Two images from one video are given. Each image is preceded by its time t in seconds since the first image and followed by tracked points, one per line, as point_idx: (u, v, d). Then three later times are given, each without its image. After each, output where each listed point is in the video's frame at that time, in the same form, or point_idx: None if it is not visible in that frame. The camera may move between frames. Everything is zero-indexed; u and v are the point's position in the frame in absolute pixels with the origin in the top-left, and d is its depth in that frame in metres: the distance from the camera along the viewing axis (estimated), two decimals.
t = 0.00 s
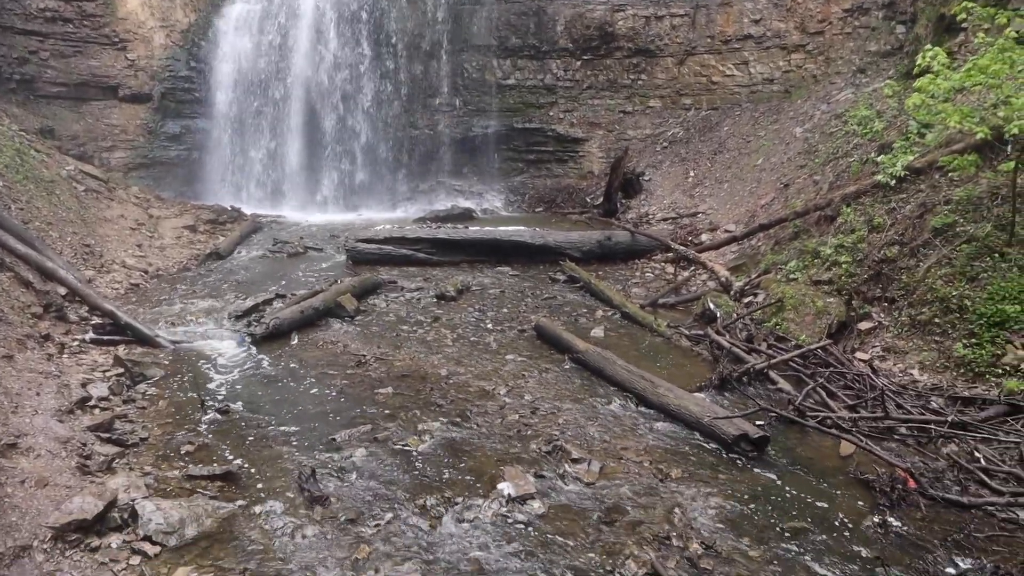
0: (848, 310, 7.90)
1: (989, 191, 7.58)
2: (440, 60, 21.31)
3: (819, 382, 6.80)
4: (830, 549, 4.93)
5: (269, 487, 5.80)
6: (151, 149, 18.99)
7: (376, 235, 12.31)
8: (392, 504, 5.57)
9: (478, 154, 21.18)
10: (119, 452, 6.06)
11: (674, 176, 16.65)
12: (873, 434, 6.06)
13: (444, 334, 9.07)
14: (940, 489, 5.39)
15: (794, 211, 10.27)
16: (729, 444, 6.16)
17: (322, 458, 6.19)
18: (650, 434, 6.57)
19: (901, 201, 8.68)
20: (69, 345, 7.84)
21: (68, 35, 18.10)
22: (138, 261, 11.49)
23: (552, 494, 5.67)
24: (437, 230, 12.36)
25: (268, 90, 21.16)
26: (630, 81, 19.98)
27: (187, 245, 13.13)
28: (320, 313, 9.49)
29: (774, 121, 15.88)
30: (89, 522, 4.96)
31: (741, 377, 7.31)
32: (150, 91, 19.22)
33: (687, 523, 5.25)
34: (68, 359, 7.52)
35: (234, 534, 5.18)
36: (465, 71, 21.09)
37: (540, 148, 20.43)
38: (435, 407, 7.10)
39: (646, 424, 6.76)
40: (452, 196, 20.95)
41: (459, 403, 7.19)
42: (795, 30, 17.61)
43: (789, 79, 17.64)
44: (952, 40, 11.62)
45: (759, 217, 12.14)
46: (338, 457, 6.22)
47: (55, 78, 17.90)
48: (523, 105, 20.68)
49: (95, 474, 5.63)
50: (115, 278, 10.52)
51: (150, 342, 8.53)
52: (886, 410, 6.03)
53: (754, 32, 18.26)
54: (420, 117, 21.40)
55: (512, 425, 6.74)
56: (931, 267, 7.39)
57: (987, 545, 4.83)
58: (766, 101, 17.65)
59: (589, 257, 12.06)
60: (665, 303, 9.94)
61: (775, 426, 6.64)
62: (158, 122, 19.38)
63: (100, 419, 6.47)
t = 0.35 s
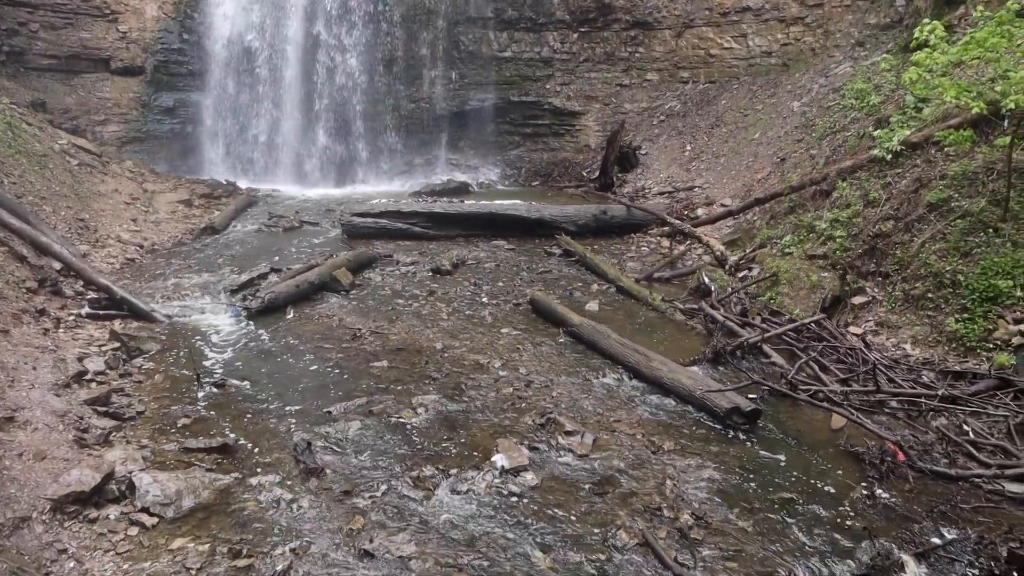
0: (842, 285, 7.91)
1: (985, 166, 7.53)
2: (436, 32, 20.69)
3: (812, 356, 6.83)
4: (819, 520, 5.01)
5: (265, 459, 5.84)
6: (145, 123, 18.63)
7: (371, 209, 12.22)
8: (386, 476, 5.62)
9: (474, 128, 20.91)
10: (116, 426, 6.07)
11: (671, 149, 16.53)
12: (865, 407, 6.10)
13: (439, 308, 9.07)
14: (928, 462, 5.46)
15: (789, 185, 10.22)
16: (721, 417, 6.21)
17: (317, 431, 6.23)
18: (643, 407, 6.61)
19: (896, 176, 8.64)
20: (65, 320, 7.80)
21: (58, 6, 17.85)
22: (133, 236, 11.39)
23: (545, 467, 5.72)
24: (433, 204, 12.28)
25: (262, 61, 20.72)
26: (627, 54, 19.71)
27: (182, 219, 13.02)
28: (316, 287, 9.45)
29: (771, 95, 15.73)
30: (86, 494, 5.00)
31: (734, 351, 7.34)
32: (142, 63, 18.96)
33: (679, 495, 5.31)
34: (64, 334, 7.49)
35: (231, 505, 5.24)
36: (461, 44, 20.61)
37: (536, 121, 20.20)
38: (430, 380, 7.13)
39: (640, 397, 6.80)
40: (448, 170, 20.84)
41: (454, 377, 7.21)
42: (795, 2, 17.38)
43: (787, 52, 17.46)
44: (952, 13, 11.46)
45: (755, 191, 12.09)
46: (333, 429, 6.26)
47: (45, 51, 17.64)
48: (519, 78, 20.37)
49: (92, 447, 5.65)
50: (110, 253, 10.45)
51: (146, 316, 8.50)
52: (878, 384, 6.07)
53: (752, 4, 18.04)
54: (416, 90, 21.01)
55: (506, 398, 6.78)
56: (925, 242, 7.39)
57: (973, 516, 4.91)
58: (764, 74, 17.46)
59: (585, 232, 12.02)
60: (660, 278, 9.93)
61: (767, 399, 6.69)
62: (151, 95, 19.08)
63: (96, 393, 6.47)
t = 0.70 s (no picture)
0: (837, 260, 7.91)
1: (983, 141, 7.47)
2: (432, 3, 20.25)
3: (807, 331, 6.85)
4: (810, 492, 5.08)
5: (261, 431, 5.87)
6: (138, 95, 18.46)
7: (367, 182, 12.11)
8: (382, 448, 5.66)
9: (470, 102, 20.57)
10: (113, 399, 6.09)
11: (669, 123, 16.37)
12: (858, 381, 6.14)
13: (435, 282, 9.04)
14: (920, 435, 5.51)
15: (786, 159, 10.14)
16: (715, 391, 6.24)
17: (313, 404, 6.24)
18: (638, 381, 6.63)
19: (894, 150, 8.58)
20: (61, 294, 7.76)
21: None
22: (128, 210, 11.30)
23: (540, 439, 5.77)
24: (429, 178, 12.17)
25: (256, 31, 20.28)
26: (625, 27, 19.39)
27: (177, 193, 12.90)
28: (312, 261, 9.40)
29: (770, 68, 15.54)
30: (84, 467, 5.03)
31: (729, 325, 7.35)
32: (134, 35, 18.78)
33: (672, 467, 5.37)
34: (60, 308, 7.45)
35: (229, 477, 5.28)
36: (457, 16, 20.15)
37: (533, 94, 19.91)
38: (426, 354, 7.14)
39: (634, 370, 6.83)
40: (444, 143, 20.72)
41: (450, 350, 7.22)
42: None
43: (786, 25, 17.30)
44: None
45: (752, 165, 12.01)
46: (328, 402, 6.27)
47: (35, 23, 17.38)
48: (516, 51, 19.97)
49: (89, 420, 5.67)
50: (105, 227, 10.37)
51: (142, 290, 8.46)
52: (871, 358, 6.10)
53: None
54: (411, 63, 20.61)
55: (502, 371, 6.80)
56: (921, 217, 7.37)
57: (961, 488, 4.98)
58: (763, 48, 17.26)
59: (582, 206, 11.95)
60: (656, 252, 9.92)
61: (762, 373, 6.72)
62: (144, 67, 18.90)
63: (93, 367, 6.47)
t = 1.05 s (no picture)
0: (834, 234, 7.87)
1: (983, 115, 7.39)
2: None
3: (803, 305, 6.83)
4: (804, 465, 5.12)
5: (258, 406, 5.87)
6: (130, 68, 18.19)
7: (363, 155, 11.97)
8: (377, 422, 5.67)
9: (466, 75, 20.22)
10: (109, 373, 6.08)
11: (667, 96, 16.16)
12: (853, 355, 6.14)
13: (431, 256, 8.98)
14: (914, 409, 5.54)
15: (784, 133, 10.02)
16: (711, 364, 6.25)
17: (309, 378, 6.23)
18: (634, 355, 6.63)
19: (892, 124, 8.48)
20: (56, 269, 7.69)
21: None
22: (122, 184, 11.16)
23: (535, 412, 5.78)
24: (425, 150, 12.02)
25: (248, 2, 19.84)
26: None
27: (171, 166, 12.73)
28: (307, 235, 9.32)
29: (769, 40, 15.30)
30: (82, 442, 5.03)
31: (726, 300, 7.33)
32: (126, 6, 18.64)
33: (668, 441, 5.39)
34: (55, 283, 7.39)
35: (226, 452, 5.30)
36: None
37: (530, 67, 19.59)
38: (422, 328, 7.11)
39: (630, 345, 6.82)
40: (441, 117, 20.43)
41: (446, 325, 7.20)
42: None
43: None
44: None
45: (750, 139, 11.90)
46: (323, 376, 6.26)
47: None
48: (513, 23, 19.58)
49: (85, 395, 5.66)
50: (99, 201, 10.26)
51: (137, 266, 8.37)
52: (867, 332, 6.10)
53: None
54: (406, 34, 20.15)
55: (498, 345, 6.79)
56: (919, 191, 7.33)
57: (954, 462, 5.02)
58: (763, 19, 16.99)
59: (579, 180, 11.84)
60: (653, 226, 9.86)
61: (757, 347, 6.72)
62: (136, 40, 18.67)
63: (88, 342, 6.43)
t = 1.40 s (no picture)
0: (831, 209, 7.81)
1: (983, 88, 7.30)
2: None
3: (799, 280, 6.80)
4: (798, 440, 5.14)
5: (252, 382, 5.85)
6: (121, 41, 17.57)
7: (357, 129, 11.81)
8: (372, 399, 5.65)
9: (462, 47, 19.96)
10: (103, 350, 6.03)
11: (664, 69, 15.93)
12: (849, 331, 6.13)
13: (427, 230, 8.90)
14: (909, 384, 5.55)
15: (783, 107, 9.87)
16: (707, 340, 6.25)
17: (304, 354, 6.19)
18: (630, 330, 6.62)
19: (891, 98, 8.37)
20: (48, 246, 7.58)
21: None
22: (114, 159, 10.98)
23: (530, 388, 5.78)
24: (420, 123, 11.87)
25: None
26: None
27: (164, 141, 12.52)
28: (302, 210, 9.20)
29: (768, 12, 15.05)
30: (77, 419, 5.00)
31: (722, 275, 7.30)
32: None
33: (663, 417, 5.40)
34: (47, 260, 7.29)
35: (222, 429, 5.29)
36: None
37: (526, 39, 19.33)
38: (417, 304, 7.06)
39: (626, 319, 6.81)
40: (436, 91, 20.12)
41: (441, 300, 7.15)
42: None
43: None
44: None
45: (748, 113, 11.76)
46: (318, 353, 6.21)
47: None
48: None
49: (79, 372, 5.62)
50: (92, 177, 10.11)
51: (130, 242, 8.23)
52: (863, 307, 6.09)
53: None
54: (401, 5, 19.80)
55: (493, 321, 6.75)
56: (917, 166, 7.26)
57: (948, 437, 5.04)
58: None
59: (575, 153, 11.73)
60: (649, 200, 9.78)
61: (753, 322, 6.69)
62: (126, 11, 18.06)
63: (82, 319, 6.37)
